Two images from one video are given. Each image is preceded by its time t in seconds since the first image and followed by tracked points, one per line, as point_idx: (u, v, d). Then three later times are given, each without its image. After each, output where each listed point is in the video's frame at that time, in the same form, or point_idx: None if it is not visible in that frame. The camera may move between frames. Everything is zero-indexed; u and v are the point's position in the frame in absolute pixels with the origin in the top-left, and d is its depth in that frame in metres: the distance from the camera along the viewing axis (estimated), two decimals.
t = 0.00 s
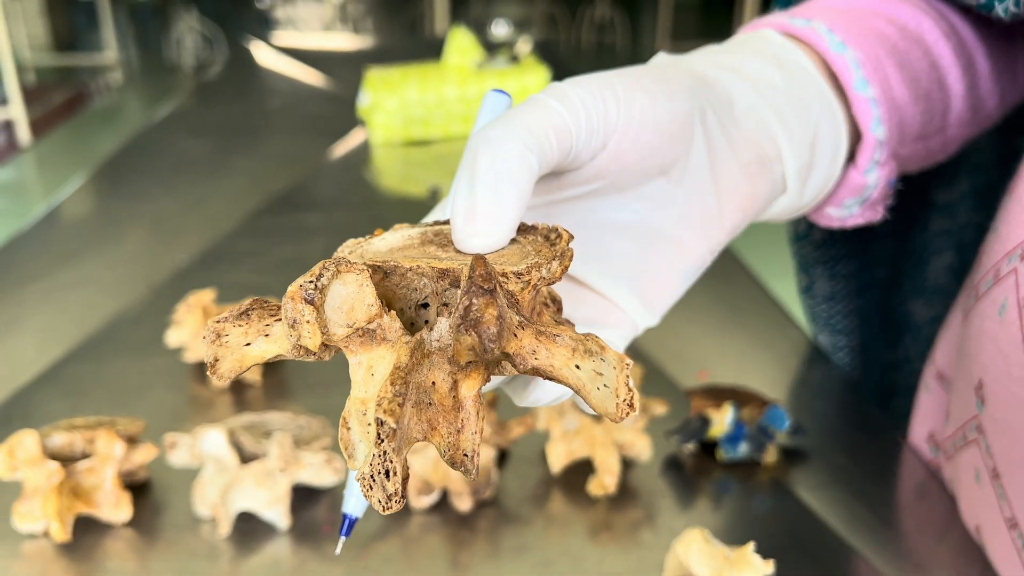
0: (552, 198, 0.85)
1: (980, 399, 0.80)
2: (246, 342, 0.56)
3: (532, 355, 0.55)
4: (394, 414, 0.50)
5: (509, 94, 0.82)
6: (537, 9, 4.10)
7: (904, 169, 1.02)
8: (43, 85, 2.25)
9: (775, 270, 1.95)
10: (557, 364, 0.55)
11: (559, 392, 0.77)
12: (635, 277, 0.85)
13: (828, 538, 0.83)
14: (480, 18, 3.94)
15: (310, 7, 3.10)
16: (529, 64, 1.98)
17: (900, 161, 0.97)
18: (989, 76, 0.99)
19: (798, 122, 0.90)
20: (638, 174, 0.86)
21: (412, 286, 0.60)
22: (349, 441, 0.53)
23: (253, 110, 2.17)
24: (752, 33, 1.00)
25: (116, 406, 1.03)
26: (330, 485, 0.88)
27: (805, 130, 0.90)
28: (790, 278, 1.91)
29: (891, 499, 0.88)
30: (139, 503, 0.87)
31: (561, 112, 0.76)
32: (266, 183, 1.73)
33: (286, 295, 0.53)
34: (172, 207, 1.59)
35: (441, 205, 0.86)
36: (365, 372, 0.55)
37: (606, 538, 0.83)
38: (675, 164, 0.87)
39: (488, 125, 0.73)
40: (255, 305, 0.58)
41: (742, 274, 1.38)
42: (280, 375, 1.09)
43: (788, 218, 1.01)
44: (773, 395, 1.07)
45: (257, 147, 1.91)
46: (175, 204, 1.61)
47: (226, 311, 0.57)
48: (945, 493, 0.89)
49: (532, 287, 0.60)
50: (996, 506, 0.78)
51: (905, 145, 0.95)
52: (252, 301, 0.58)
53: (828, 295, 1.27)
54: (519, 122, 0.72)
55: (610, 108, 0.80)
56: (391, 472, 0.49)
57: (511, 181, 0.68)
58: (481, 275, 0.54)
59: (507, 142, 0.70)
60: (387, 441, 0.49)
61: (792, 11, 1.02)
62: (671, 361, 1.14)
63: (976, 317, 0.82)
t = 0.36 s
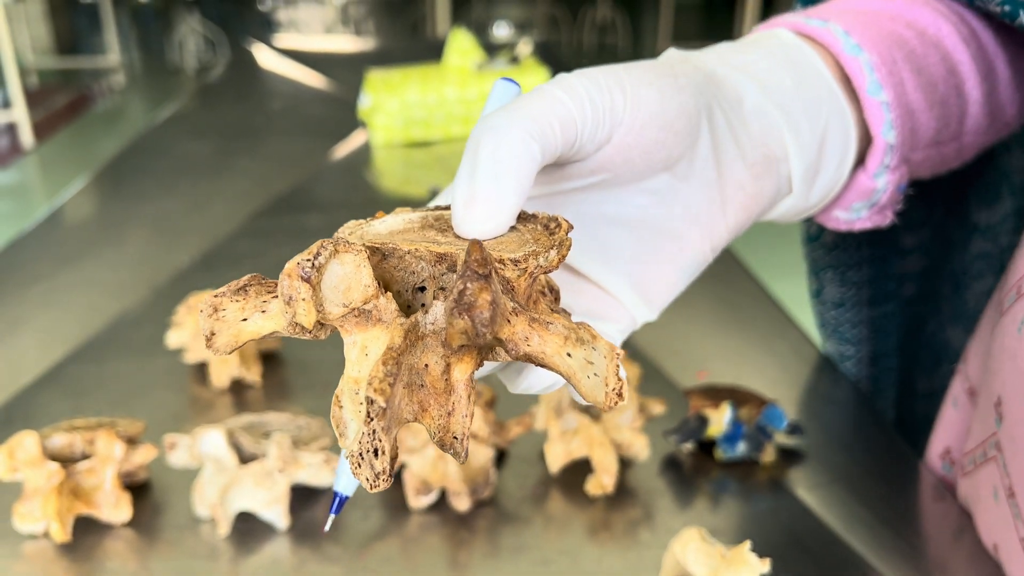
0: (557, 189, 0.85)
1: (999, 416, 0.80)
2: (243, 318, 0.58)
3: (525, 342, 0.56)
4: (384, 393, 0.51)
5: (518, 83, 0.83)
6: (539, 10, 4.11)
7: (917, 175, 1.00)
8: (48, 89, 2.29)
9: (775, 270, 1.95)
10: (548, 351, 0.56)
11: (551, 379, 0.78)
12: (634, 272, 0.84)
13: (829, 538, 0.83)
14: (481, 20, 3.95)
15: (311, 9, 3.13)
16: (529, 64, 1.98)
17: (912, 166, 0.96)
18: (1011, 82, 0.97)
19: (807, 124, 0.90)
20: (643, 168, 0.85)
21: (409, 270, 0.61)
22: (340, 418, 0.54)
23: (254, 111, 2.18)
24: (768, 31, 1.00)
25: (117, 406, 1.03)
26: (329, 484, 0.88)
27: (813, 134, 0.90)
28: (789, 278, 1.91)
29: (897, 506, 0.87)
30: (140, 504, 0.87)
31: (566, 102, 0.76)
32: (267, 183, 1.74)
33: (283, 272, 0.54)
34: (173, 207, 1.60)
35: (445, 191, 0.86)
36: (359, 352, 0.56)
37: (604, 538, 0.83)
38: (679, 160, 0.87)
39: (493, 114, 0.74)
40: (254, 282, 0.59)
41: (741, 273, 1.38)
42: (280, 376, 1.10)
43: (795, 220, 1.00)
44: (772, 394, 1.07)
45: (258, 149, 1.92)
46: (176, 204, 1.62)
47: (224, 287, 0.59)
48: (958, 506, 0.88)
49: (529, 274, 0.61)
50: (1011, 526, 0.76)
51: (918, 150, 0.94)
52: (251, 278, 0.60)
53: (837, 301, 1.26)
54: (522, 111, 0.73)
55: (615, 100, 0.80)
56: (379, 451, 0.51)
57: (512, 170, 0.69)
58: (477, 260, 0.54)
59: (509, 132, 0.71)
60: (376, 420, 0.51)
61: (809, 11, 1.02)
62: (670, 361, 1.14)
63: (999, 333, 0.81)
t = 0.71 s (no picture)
0: (564, 171, 0.86)
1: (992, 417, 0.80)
2: (240, 282, 0.56)
3: (528, 310, 0.54)
4: (382, 355, 0.48)
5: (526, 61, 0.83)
6: (540, 11, 4.11)
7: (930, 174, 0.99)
8: (49, 92, 2.29)
9: (776, 271, 1.95)
10: (552, 321, 0.54)
11: (554, 358, 0.78)
12: (638, 254, 0.84)
13: (828, 541, 0.83)
14: (482, 21, 3.95)
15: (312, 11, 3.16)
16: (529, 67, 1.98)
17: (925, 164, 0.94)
18: None
19: (817, 114, 0.89)
20: (652, 149, 0.85)
21: (411, 240, 0.58)
22: (337, 389, 0.52)
23: (255, 114, 2.18)
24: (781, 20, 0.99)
25: (117, 410, 1.03)
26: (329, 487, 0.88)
27: (824, 125, 0.89)
28: (790, 279, 1.91)
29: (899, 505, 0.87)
30: (139, 507, 0.87)
31: (575, 78, 0.76)
32: (267, 185, 1.73)
33: (280, 233, 0.51)
34: (174, 210, 1.60)
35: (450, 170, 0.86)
36: (358, 321, 0.55)
37: (604, 540, 0.83)
38: (688, 143, 0.87)
39: (503, 85, 0.74)
40: (251, 245, 0.58)
41: (742, 274, 1.38)
42: (280, 380, 1.10)
43: (805, 212, 0.99)
44: (772, 396, 1.07)
45: (258, 151, 1.92)
46: (177, 206, 1.62)
47: (220, 250, 0.57)
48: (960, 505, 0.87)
49: (533, 246, 0.59)
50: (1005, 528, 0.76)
51: (930, 147, 0.93)
52: (249, 241, 0.58)
53: (843, 303, 1.26)
54: (530, 84, 0.73)
55: (625, 77, 0.80)
56: (375, 418, 0.48)
57: (518, 141, 0.69)
58: (480, 224, 0.51)
59: (515, 105, 0.71)
60: (373, 385, 0.48)
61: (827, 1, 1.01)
62: (670, 362, 1.14)
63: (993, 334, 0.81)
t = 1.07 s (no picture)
0: (566, 176, 0.85)
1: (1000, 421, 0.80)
2: (238, 289, 0.56)
3: (518, 319, 0.53)
4: (371, 363, 0.49)
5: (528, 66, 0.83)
6: (540, 13, 4.11)
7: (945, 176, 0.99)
8: (48, 96, 2.28)
9: (777, 272, 1.95)
10: (542, 330, 0.54)
11: (548, 365, 0.76)
12: (637, 261, 0.85)
13: (830, 544, 0.82)
14: (482, 23, 3.95)
15: (312, 14, 3.20)
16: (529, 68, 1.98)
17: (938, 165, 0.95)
18: None
19: (823, 120, 0.89)
20: (653, 155, 0.85)
21: (407, 247, 0.58)
22: (332, 394, 0.52)
23: (255, 116, 2.18)
24: (789, 23, 0.98)
25: (118, 413, 1.03)
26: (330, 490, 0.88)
27: (831, 129, 0.89)
28: (790, 281, 1.91)
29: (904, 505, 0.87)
30: (140, 511, 0.87)
31: (574, 86, 0.76)
32: (268, 186, 1.73)
33: (276, 242, 0.52)
34: (175, 213, 1.60)
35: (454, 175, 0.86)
36: (353, 328, 0.54)
37: (605, 542, 0.83)
38: (690, 150, 0.86)
39: (502, 93, 0.74)
40: (250, 253, 0.58)
41: (743, 276, 1.38)
42: (281, 383, 1.10)
43: (813, 216, 0.99)
44: (772, 397, 1.07)
45: (258, 153, 1.92)
46: (177, 208, 1.62)
47: (220, 258, 0.58)
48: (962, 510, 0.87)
49: (527, 256, 0.58)
50: (1011, 530, 0.76)
51: (942, 150, 0.93)
52: (248, 249, 0.58)
53: (854, 298, 1.26)
54: (528, 92, 0.73)
55: (624, 84, 0.80)
56: (366, 425, 0.49)
57: (513, 150, 0.69)
58: (471, 234, 0.51)
59: (513, 113, 0.70)
60: (363, 392, 0.48)
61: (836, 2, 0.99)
62: (670, 364, 1.14)
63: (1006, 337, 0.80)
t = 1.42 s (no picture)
0: (592, 160, 0.85)
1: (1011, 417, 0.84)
2: (257, 257, 0.55)
3: (544, 295, 0.52)
4: (394, 333, 0.47)
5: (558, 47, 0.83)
6: (540, 15, 4.11)
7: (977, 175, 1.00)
8: (48, 97, 2.28)
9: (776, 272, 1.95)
10: (569, 307, 0.52)
11: (572, 347, 0.77)
12: (663, 248, 0.86)
13: (830, 544, 0.82)
14: (481, 24, 3.95)
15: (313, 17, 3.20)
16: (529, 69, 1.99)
17: (972, 165, 0.96)
18: None
19: (860, 112, 0.90)
20: (684, 141, 0.85)
21: (431, 221, 0.57)
22: (350, 366, 0.52)
23: (256, 118, 2.18)
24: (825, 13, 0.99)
25: (119, 414, 1.03)
26: (329, 492, 0.88)
27: (865, 121, 0.90)
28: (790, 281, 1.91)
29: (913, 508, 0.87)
30: (142, 512, 0.87)
31: (607, 68, 0.76)
32: (268, 187, 1.73)
33: (298, 208, 0.51)
34: (175, 214, 1.60)
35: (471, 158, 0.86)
36: (374, 300, 0.54)
37: (606, 543, 0.83)
38: (722, 137, 0.86)
39: (532, 69, 0.74)
40: (270, 221, 0.57)
41: (743, 277, 1.38)
42: (281, 384, 1.10)
43: (844, 210, 1.01)
44: (773, 398, 1.07)
45: (258, 155, 1.92)
46: (177, 210, 1.62)
47: (240, 224, 0.57)
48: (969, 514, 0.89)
49: (554, 233, 0.57)
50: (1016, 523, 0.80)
51: (979, 149, 0.94)
52: (268, 217, 0.57)
53: (881, 302, 1.26)
54: (560, 70, 0.72)
55: (657, 69, 0.79)
56: (385, 397, 0.47)
57: (543, 129, 0.69)
58: (499, 205, 0.50)
59: (542, 91, 0.70)
60: (384, 362, 0.46)
61: None
62: (671, 365, 1.14)
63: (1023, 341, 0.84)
